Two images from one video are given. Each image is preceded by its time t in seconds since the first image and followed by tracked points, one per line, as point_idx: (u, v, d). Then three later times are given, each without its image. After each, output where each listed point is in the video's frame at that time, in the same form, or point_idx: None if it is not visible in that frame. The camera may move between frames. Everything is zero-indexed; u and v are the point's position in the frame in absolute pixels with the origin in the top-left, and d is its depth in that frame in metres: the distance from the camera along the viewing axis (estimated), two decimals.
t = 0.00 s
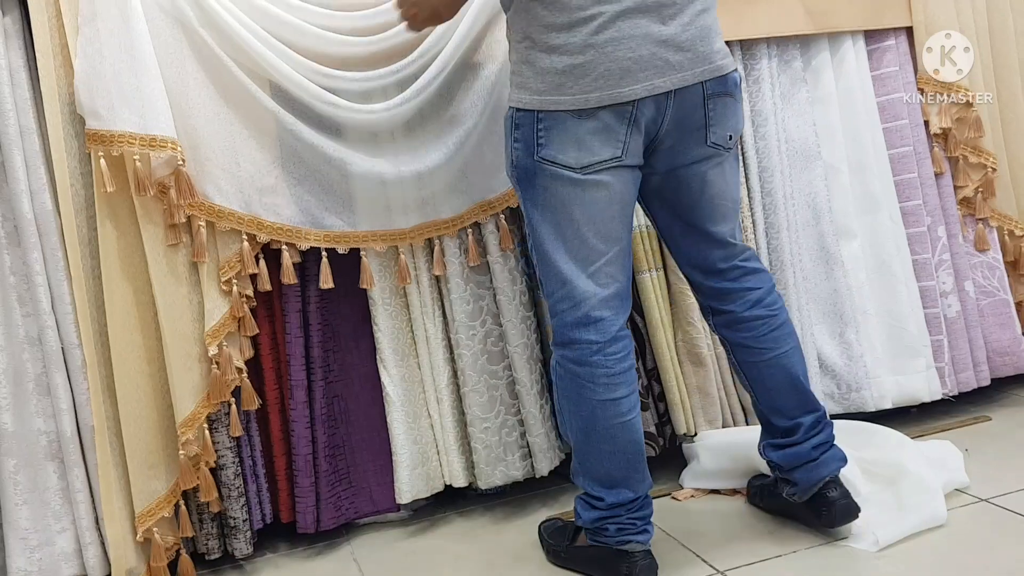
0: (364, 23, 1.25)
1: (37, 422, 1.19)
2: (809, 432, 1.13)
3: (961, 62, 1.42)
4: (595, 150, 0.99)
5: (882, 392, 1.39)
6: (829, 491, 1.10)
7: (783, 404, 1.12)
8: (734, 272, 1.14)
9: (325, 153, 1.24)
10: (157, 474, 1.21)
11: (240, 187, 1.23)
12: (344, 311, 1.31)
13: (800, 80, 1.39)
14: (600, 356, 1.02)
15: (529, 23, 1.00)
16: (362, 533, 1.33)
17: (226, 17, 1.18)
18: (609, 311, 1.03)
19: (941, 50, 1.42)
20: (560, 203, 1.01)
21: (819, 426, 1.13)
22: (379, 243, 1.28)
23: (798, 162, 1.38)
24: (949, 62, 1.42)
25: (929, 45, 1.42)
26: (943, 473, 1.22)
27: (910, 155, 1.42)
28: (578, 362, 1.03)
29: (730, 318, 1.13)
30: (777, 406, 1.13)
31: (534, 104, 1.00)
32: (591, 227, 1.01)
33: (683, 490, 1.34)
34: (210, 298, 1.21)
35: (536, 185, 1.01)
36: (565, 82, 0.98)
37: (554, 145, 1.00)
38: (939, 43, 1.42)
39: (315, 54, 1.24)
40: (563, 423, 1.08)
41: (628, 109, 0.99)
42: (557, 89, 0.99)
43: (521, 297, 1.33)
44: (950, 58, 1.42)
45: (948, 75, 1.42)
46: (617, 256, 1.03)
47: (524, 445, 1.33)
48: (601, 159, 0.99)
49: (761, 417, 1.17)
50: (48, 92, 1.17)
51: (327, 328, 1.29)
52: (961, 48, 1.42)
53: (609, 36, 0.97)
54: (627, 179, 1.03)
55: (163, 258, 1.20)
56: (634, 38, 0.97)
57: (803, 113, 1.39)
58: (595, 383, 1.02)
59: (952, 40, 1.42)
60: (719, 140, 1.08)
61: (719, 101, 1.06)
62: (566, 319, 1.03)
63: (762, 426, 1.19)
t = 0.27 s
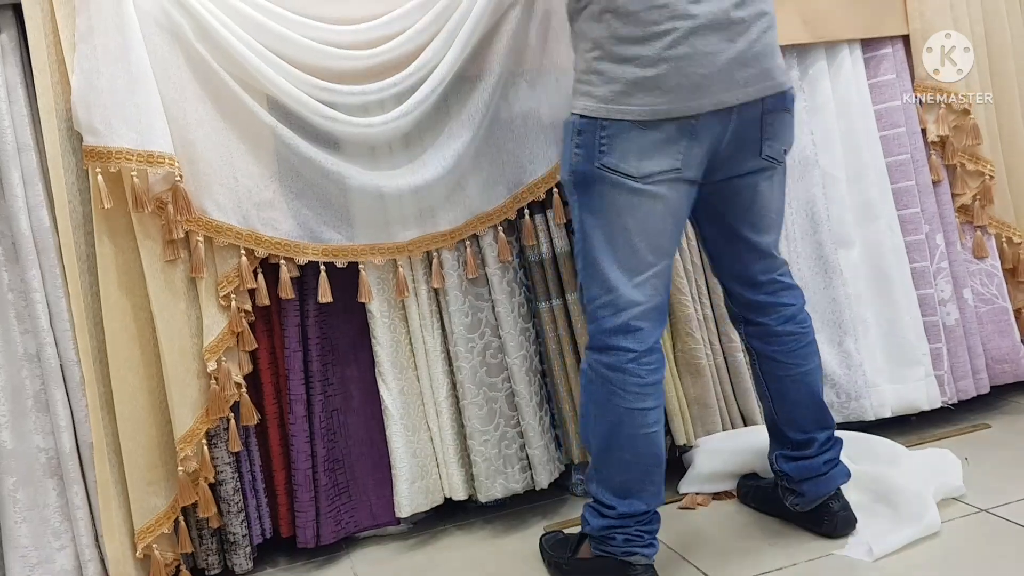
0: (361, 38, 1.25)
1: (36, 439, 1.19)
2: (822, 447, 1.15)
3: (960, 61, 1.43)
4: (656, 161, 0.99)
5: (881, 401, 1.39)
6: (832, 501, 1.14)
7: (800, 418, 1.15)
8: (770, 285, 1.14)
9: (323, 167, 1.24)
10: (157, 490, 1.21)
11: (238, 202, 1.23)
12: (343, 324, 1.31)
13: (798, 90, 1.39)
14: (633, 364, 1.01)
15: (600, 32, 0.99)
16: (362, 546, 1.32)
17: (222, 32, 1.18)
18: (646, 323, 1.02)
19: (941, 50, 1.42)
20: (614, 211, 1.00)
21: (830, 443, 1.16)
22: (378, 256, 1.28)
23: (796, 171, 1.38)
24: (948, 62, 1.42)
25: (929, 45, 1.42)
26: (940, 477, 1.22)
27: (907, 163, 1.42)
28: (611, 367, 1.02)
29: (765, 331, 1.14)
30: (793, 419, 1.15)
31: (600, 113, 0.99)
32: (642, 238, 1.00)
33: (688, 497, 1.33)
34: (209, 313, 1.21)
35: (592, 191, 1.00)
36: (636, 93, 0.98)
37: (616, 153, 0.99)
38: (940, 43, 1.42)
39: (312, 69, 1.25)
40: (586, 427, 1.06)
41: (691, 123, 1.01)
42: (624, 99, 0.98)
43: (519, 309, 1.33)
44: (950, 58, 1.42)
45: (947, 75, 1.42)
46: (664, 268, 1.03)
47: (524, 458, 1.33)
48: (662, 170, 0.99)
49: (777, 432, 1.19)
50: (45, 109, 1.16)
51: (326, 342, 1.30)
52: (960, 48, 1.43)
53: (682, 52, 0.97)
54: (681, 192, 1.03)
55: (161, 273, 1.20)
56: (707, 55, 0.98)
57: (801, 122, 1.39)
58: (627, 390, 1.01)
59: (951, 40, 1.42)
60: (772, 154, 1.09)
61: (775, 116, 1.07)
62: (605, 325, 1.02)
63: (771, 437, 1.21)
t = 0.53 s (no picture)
0: (361, 55, 1.25)
1: (37, 458, 1.18)
2: (837, 461, 1.16)
3: (960, 61, 1.43)
4: (734, 168, 1.03)
5: (883, 414, 1.38)
6: (837, 517, 1.14)
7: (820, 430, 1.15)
8: (808, 290, 1.16)
9: (323, 183, 1.24)
10: (159, 509, 1.21)
11: (239, 220, 1.23)
12: (345, 341, 1.31)
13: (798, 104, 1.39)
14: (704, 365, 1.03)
15: (684, 42, 1.02)
16: (365, 563, 1.32)
17: (222, 48, 1.18)
18: (716, 325, 1.05)
19: (941, 50, 1.42)
20: (695, 216, 1.02)
21: (844, 459, 1.17)
22: (379, 272, 1.28)
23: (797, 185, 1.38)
24: (949, 61, 1.43)
25: (929, 45, 1.42)
26: (942, 492, 1.23)
27: (907, 175, 1.42)
28: (683, 370, 1.03)
29: (799, 338, 1.15)
30: (814, 431, 1.15)
31: (683, 119, 1.02)
32: (717, 244, 1.03)
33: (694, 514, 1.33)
34: (210, 331, 1.21)
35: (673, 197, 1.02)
36: (719, 101, 1.01)
37: (697, 161, 1.01)
38: (939, 43, 1.42)
39: (312, 85, 1.24)
40: (654, 430, 1.05)
41: (769, 129, 1.04)
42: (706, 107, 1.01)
43: (521, 324, 1.33)
44: (950, 58, 1.43)
45: (948, 74, 1.43)
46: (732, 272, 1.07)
47: (526, 474, 1.32)
48: (741, 177, 1.03)
49: (794, 439, 1.19)
50: (45, 128, 1.16)
51: (327, 358, 1.29)
52: (960, 48, 1.43)
53: (763, 61, 1.01)
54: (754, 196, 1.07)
55: (163, 291, 1.20)
56: (786, 65, 1.02)
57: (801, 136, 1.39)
58: (701, 390, 1.03)
59: (952, 40, 1.42)
60: (821, 157, 1.15)
61: (827, 121, 1.13)
62: (675, 328, 1.03)
63: (786, 445, 1.21)
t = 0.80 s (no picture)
0: (363, 73, 1.25)
1: (40, 478, 1.18)
2: (845, 477, 1.16)
3: (960, 62, 1.43)
4: (760, 179, 1.04)
5: (888, 427, 1.38)
6: (843, 533, 1.14)
7: (830, 445, 1.16)
8: (822, 302, 1.18)
9: (324, 201, 1.24)
10: (161, 529, 1.20)
11: (241, 238, 1.23)
12: (348, 358, 1.32)
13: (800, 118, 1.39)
14: (734, 375, 1.05)
15: (710, 53, 1.03)
16: None
17: (223, 67, 1.18)
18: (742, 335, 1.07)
19: (942, 49, 1.43)
20: (722, 228, 1.04)
21: (852, 475, 1.17)
22: (382, 289, 1.28)
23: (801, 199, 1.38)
24: (949, 61, 1.43)
25: (930, 45, 1.42)
26: (948, 507, 1.22)
27: (910, 188, 1.42)
28: (713, 382, 1.04)
29: (812, 350, 1.16)
30: (824, 445, 1.16)
31: (708, 129, 1.03)
32: (743, 255, 1.05)
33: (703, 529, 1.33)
34: (212, 350, 1.21)
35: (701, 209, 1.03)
36: (745, 112, 1.02)
37: (723, 172, 1.03)
38: (940, 42, 1.43)
39: (314, 103, 1.24)
40: (687, 442, 1.07)
41: (794, 141, 1.06)
42: (732, 118, 1.03)
43: (523, 339, 1.33)
44: (950, 58, 1.43)
45: (948, 74, 1.43)
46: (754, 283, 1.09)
47: (530, 490, 1.32)
48: (764, 187, 1.05)
49: (802, 453, 1.19)
50: (47, 147, 1.16)
51: (329, 375, 1.29)
52: (960, 48, 1.44)
53: (789, 73, 1.03)
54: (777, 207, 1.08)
55: (165, 310, 1.20)
56: (809, 77, 1.04)
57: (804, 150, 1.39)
58: (733, 400, 1.04)
59: (951, 40, 1.43)
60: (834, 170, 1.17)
61: (840, 135, 1.16)
62: (706, 339, 1.05)
63: (794, 460, 1.21)
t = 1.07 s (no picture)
0: (369, 103, 1.26)
1: (44, 509, 1.18)
2: (852, 508, 1.15)
3: (960, 62, 1.45)
4: (768, 208, 1.05)
5: (895, 456, 1.37)
6: (850, 565, 1.14)
7: (836, 475, 1.15)
8: (828, 331, 1.17)
9: (329, 231, 1.24)
10: (166, 559, 1.20)
11: (247, 267, 1.23)
12: (353, 386, 1.32)
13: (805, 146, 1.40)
14: (749, 406, 1.05)
15: (717, 83, 1.03)
16: None
17: (230, 98, 1.19)
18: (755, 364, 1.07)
19: (942, 50, 1.44)
20: (731, 258, 1.03)
21: (860, 505, 1.16)
22: (387, 318, 1.28)
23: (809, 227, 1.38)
24: (948, 61, 1.44)
25: (929, 45, 1.43)
26: (956, 539, 1.21)
27: (915, 217, 1.42)
28: (727, 413, 1.04)
29: (817, 380, 1.15)
30: (831, 476, 1.15)
31: (715, 159, 1.03)
32: (752, 285, 1.05)
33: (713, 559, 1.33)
34: (218, 380, 1.20)
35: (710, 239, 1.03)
36: (752, 141, 1.02)
37: (731, 201, 1.03)
38: (940, 42, 1.44)
39: (320, 133, 1.25)
40: (698, 474, 1.06)
41: (800, 170, 1.06)
42: (739, 147, 1.03)
43: (528, 368, 1.33)
44: (950, 58, 1.44)
45: (948, 74, 1.44)
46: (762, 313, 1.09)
47: (535, 520, 1.31)
48: (772, 217, 1.05)
49: (809, 482, 1.18)
50: (55, 178, 1.16)
51: (334, 404, 1.29)
52: (960, 49, 1.45)
53: (795, 103, 1.02)
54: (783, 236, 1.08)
55: (171, 340, 1.20)
56: (815, 107, 1.04)
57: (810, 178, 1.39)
58: (746, 432, 1.04)
59: (951, 40, 1.44)
60: (838, 199, 1.17)
61: (844, 165, 1.16)
62: (719, 370, 1.04)
63: (801, 487, 1.19)
